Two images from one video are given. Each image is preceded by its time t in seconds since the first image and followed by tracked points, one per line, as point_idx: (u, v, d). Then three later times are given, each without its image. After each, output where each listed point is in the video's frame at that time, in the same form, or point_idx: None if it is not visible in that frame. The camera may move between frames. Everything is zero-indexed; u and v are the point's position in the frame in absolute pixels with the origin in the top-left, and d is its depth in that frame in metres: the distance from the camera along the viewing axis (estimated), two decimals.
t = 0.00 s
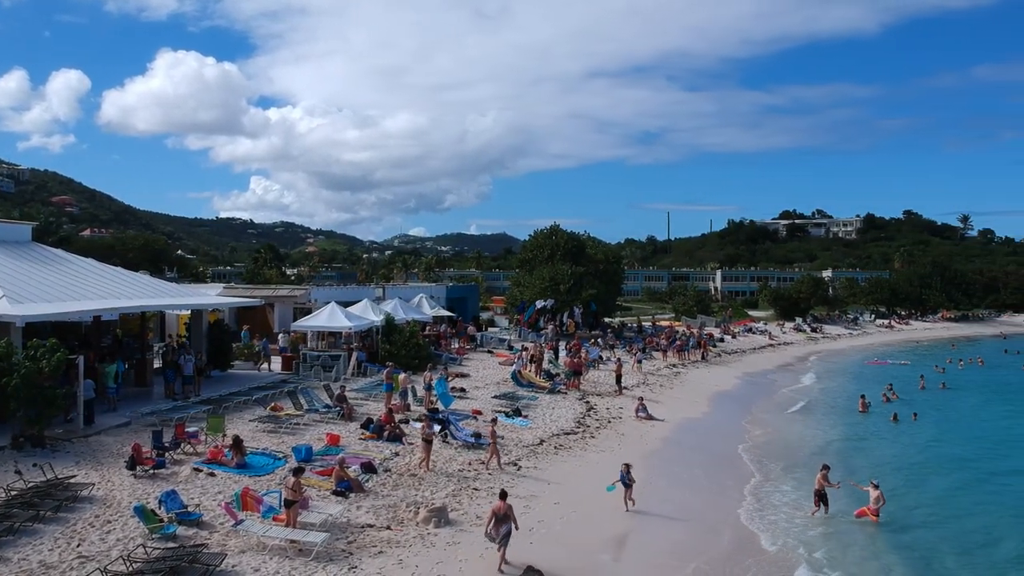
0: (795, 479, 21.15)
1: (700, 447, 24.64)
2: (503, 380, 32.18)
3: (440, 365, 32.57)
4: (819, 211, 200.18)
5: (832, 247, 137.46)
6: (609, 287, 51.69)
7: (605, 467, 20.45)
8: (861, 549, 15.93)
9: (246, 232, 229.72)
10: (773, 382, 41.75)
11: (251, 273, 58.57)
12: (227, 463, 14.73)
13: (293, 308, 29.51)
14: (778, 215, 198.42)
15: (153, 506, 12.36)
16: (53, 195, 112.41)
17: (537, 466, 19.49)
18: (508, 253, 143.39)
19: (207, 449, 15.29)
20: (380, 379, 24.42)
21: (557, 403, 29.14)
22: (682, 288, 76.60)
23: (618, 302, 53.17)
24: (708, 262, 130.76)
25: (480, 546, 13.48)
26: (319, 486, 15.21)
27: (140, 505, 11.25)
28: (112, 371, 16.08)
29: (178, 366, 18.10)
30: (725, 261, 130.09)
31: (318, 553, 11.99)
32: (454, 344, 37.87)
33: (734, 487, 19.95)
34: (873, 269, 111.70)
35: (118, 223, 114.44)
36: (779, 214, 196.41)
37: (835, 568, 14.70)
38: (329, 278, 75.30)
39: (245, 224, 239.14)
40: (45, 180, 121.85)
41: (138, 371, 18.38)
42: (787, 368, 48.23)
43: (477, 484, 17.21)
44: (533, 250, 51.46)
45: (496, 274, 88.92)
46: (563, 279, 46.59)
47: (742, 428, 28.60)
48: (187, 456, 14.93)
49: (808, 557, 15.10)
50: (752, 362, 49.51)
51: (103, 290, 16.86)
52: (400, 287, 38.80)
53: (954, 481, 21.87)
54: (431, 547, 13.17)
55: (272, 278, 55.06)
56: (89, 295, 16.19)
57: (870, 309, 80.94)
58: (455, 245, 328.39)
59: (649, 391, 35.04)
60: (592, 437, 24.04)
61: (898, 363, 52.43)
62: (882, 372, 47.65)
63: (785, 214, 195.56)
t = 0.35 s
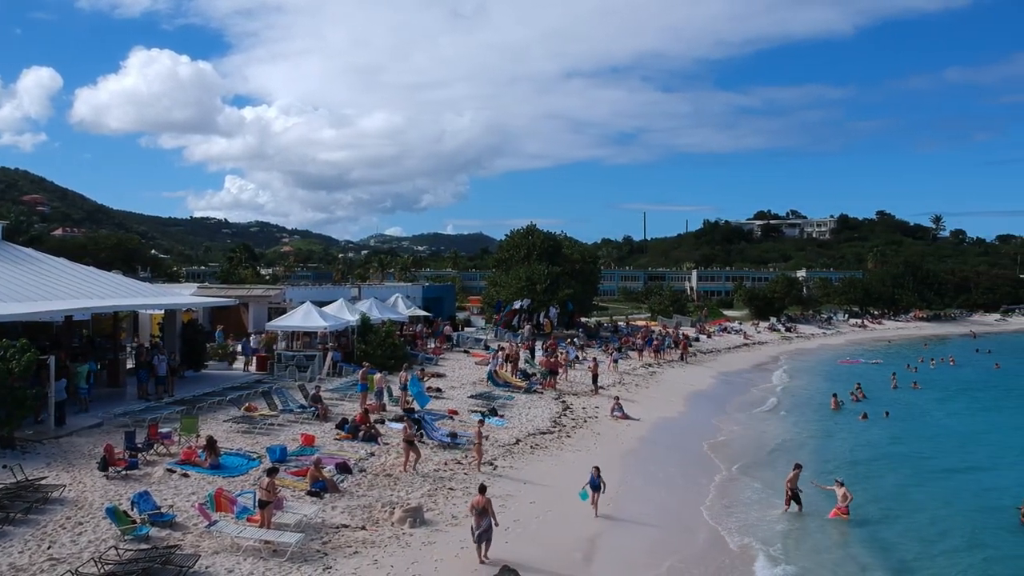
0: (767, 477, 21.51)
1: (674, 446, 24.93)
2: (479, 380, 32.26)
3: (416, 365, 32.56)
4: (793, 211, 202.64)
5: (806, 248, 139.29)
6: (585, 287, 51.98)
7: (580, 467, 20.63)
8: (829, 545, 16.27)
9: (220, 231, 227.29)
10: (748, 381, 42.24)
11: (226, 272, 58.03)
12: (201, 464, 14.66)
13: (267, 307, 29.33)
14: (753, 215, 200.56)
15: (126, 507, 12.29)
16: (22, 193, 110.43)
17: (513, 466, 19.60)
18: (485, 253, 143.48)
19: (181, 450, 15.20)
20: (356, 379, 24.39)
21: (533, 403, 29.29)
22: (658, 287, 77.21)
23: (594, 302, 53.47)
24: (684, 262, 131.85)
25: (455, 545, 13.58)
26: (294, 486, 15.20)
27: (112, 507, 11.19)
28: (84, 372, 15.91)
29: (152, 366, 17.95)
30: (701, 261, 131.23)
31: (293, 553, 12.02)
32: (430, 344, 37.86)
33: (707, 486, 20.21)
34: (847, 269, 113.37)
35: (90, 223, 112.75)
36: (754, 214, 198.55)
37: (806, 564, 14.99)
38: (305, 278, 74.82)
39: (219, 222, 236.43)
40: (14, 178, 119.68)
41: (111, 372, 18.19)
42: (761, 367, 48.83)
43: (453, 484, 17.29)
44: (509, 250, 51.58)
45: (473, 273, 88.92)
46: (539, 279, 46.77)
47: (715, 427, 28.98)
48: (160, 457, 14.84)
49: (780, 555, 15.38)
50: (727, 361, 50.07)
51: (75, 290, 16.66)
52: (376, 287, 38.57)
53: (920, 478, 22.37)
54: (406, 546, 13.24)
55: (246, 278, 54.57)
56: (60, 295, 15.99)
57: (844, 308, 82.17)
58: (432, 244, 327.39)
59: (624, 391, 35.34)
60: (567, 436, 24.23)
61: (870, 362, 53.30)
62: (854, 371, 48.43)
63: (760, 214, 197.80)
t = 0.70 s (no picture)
0: (737, 476, 21.88)
1: (646, 445, 25.23)
2: (453, 379, 32.31)
3: (390, 365, 32.51)
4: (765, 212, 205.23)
5: (779, 248, 141.19)
6: (559, 286, 52.23)
7: (553, 466, 20.82)
8: (797, 542, 16.58)
9: (191, 230, 224.38)
10: (720, 380, 42.79)
11: (197, 272, 57.38)
12: (171, 464, 14.58)
13: (239, 307, 29.09)
14: (727, 215, 202.88)
15: (94, 509, 12.19)
16: None
17: (485, 465, 19.73)
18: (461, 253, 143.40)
19: (151, 451, 15.09)
20: (329, 379, 24.32)
21: (507, 403, 29.43)
22: (632, 288, 77.78)
23: (568, 301, 53.74)
24: (658, 261, 132.90)
25: (427, 545, 13.65)
26: (265, 487, 15.17)
27: (80, 509, 11.08)
28: (52, 372, 15.70)
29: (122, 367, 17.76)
30: (675, 261, 132.33)
31: (264, 555, 12.01)
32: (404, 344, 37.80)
33: (679, 485, 20.50)
34: (818, 269, 115.12)
35: (58, 222, 110.82)
36: (728, 214, 200.83)
37: (774, 561, 15.28)
38: (278, 277, 74.25)
39: (191, 221, 233.42)
40: None
41: (80, 372, 17.97)
42: (734, 366, 49.44)
43: (426, 484, 17.38)
44: (483, 249, 51.64)
45: (447, 273, 88.83)
46: (513, 279, 46.92)
47: (686, 425, 29.36)
48: (130, 458, 14.73)
49: (749, 553, 15.65)
50: (700, 361, 50.65)
51: (42, 290, 16.42)
52: (350, 287, 38.35)
53: (885, 475, 22.87)
54: (379, 547, 13.29)
55: (219, 277, 53.98)
56: (28, 295, 15.77)
57: (816, 308, 83.51)
58: (407, 243, 326.07)
59: (598, 390, 35.61)
60: (541, 436, 24.41)
61: (840, 361, 54.16)
62: (824, 370, 49.21)
63: (733, 214, 200.15)
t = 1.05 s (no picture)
0: (704, 474, 22.28)
1: (615, 444, 25.53)
2: (424, 380, 32.34)
3: (360, 365, 32.43)
4: (735, 213, 207.93)
5: (748, 248, 143.14)
6: (530, 286, 52.43)
7: (523, 465, 20.99)
8: (761, 539, 16.95)
9: (158, 229, 220.83)
10: (690, 380, 43.34)
11: (164, 271, 56.60)
12: (137, 466, 14.46)
13: (207, 307, 28.79)
14: (697, 215, 205.08)
15: (58, 512, 12.08)
16: None
17: (455, 465, 19.82)
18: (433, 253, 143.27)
19: (117, 453, 14.96)
20: (298, 379, 24.20)
21: (478, 403, 29.53)
22: (603, 288, 78.33)
23: (539, 301, 53.98)
24: (629, 261, 133.94)
25: (397, 546, 13.73)
26: (233, 488, 15.11)
27: (44, 512, 10.98)
28: (16, 373, 15.49)
29: (88, 367, 17.56)
30: (646, 261, 133.41)
31: (232, 557, 11.99)
32: (374, 344, 37.72)
33: (647, 483, 20.82)
34: (789, 269, 118.40)
35: (21, 220, 108.50)
36: (698, 214, 203.08)
37: (739, 559, 15.62)
38: (247, 277, 73.53)
39: (157, 219, 229.81)
40: None
41: (44, 373, 17.73)
42: (704, 366, 50.08)
43: (396, 485, 17.43)
44: (454, 249, 51.63)
45: (418, 272, 88.64)
46: (484, 279, 46.99)
47: (655, 424, 29.75)
48: (96, 460, 14.58)
49: (716, 551, 15.96)
50: (670, 360, 51.24)
51: (6, 289, 16.18)
52: (320, 287, 38.21)
53: (847, 473, 23.41)
54: (347, 548, 13.34)
55: (186, 277, 53.30)
56: None
57: (784, 307, 85.11)
58: (378, 243, 324.25)
59: (569, 390, 35.89)
60: (512, 435, 24.57)
61: (808, 360, 55.10)
62: (792, 369, 50.04)
63: (703, 214, 202.46)
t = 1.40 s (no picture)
0: (664, 472, 22.71)
1: (576, 443, 25.91)
2: (386, 380, 32.35)
3: (321, 365, 32.32)
4: (697, 213, 210.83)
5: (709, 248, 145.35)
6: (493, 286, 52.63)
7: (486, 465, 21.21)
8: (718, 536, 17.40)
9: (114, 227, 216.05)
10: (652, 379, 44.01)
11: (121, 271, 55.54)
12: (93, 468, 14.31)
13: (166, 307, 28.39)
14: (659, 215, 207.50)
15: (12, 515, 11.94)
16: None
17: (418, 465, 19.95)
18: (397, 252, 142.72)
19: (73, 454, 14.79)
20: (259, 380, 24.05)
21: (440, 403, 29.64)
22: (566, 288, 78.84)
23: (502, 300, 54.21)
24: (593, 260, 135.01)
25: (358, 547, 13.81)
26: (192, 489, 15.05)
27: None
28: None
29: (42, 368, 17.30)
30: (608, 261, 134.60)
31: (191, 559, 11.98)
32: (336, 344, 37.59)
33: (607, 482, 21.19)
34: (749, 268, 120.72)
35: None
36: (660, 214, 205.47)
37: (697, 557, 16.01)
38: (206, 277, 72.45)
39: (112, 217, 224.51)
40: None
41: None
42: (666, 365, 50.87)
43: (359, 485, 17.51)
44: (417, 249, 51.63)
45: (381, 271, 88.29)
46: (447, 278, 47.06)
47: (616, 423, 30.22)
48: (51, 463, 14.41)
49: (675, 549, 16.37)
50: (633, 359, 51.95)
51: None
52: (281, 287, 37.92)
53: (801, 469, 24.09)
54: (308, 549, 13.39)
55: (144, 277, 52.38)
56: None
57: (745, 307, 86.62)
58: (340, 242, 321.14)
59: (532, 389, 36.23)
60: (475, 435, 24.77)
61: (769, 359, 56.25)
62: (751, 368, 51.06)
63: (665, 214, 204.90)
